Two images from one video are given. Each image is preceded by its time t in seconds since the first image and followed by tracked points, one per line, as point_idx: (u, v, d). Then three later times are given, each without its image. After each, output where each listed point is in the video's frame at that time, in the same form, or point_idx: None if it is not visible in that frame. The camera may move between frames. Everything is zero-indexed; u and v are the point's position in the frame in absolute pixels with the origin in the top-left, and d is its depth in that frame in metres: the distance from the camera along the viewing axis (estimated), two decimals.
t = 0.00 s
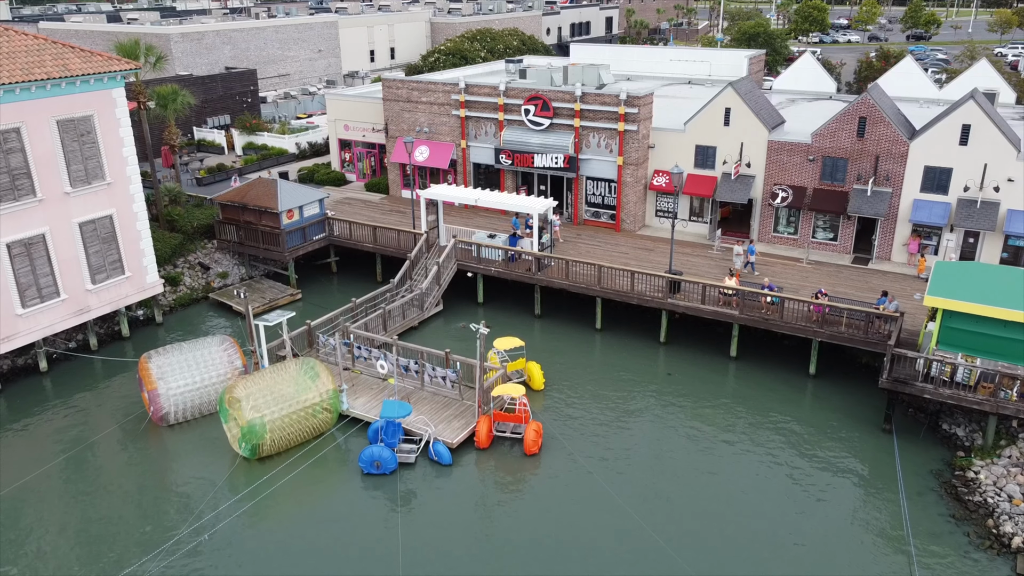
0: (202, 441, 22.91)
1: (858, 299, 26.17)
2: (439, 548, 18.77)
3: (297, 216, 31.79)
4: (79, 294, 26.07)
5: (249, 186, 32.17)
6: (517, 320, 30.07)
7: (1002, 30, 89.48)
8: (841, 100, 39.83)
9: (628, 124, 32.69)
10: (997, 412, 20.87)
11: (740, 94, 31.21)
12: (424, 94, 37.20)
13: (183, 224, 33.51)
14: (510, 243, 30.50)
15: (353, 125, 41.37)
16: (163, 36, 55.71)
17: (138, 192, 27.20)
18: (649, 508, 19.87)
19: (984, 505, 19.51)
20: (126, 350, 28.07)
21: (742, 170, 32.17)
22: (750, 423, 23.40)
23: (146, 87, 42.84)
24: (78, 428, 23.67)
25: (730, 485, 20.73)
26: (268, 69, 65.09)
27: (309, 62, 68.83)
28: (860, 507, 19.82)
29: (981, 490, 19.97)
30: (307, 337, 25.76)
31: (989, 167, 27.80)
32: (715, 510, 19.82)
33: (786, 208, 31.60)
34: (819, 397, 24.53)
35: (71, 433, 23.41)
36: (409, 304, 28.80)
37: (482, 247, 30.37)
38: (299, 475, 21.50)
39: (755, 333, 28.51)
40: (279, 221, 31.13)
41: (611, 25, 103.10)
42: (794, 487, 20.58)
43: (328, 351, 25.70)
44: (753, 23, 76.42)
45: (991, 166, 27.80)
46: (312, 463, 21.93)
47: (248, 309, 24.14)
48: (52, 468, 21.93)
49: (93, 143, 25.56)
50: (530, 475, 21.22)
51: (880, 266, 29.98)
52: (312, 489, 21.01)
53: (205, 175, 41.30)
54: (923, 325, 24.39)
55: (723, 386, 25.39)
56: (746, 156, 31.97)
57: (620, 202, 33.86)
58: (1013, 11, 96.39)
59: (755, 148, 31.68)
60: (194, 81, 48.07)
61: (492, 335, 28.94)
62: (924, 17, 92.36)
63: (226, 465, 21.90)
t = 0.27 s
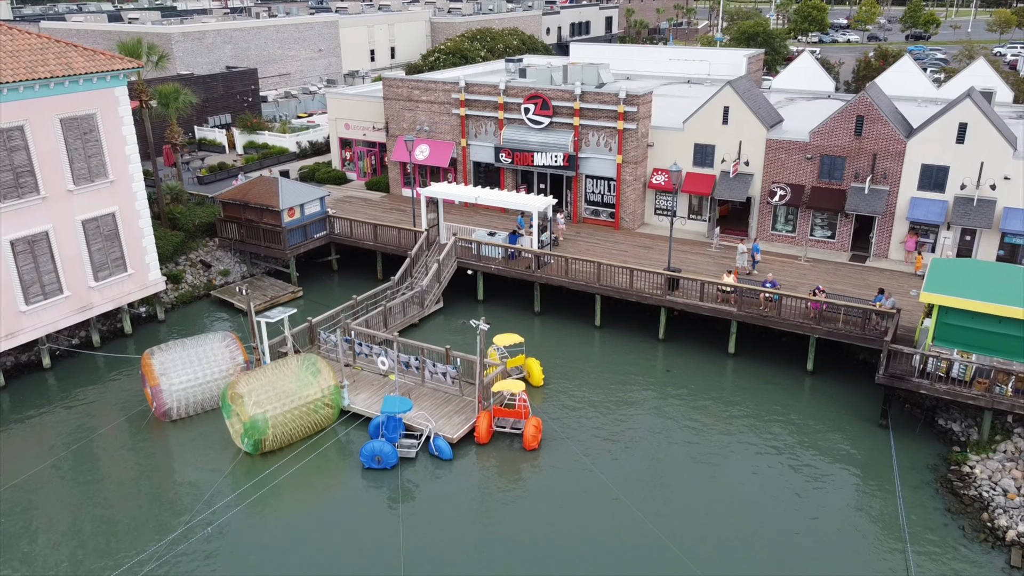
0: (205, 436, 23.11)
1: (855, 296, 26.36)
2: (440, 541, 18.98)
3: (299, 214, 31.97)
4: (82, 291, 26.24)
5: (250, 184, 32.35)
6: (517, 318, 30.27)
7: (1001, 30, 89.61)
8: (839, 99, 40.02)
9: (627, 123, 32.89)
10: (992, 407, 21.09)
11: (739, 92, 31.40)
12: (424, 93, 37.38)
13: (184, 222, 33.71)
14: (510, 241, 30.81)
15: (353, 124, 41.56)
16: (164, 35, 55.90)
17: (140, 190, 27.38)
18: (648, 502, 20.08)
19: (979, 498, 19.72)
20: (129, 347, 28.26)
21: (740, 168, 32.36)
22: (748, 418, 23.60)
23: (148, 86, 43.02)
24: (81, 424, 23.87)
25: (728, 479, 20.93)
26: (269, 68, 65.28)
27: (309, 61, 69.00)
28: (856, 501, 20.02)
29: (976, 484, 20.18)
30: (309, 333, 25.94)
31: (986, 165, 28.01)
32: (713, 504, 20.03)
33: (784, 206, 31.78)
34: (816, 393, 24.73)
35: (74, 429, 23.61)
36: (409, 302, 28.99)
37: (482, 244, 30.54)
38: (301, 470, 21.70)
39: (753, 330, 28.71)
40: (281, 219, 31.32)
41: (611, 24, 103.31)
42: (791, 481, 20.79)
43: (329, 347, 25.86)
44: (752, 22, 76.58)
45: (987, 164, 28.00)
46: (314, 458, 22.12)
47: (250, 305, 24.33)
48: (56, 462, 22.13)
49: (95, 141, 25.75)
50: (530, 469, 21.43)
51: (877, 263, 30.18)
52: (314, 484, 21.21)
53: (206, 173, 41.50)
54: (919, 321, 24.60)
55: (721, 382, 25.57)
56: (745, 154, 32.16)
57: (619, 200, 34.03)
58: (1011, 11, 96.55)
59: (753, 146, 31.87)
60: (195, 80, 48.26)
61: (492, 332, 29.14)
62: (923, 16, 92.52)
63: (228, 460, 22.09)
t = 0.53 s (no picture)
0: (204, 432, 23.28)
1: (849, 293, 26.61)
2: (438, 535, 19.19)
3: (297, 213, 32.17)
4: (81, 289, 26.39)
5: (248, 183, 32.50)
6: (514, 315, 30.47)
7: (996, 29, 89.94)
8: (834, 98, 40.27)
9: (623, 121, 33.11)
10: (983, 402, 21.36)
11: (734, 91, 31.64)
12: (421, 92, 37.58)
13: (183, 221, 33.88)
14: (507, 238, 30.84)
15: (351, 123, 41.74)
16: (163, 34, 56.04)
17: (139, 188, 27.54)
18: (644, 496, 20.30)
19: (970, 492, 19.98)
20: (128, 344, 28.43)
21: (736, 167, 32.60)
22: (743, 414, 23.83)
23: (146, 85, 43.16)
24: (81, 420, 24.05)
25: (722, 473, 21.16)
26: (267, 68, 65.43)
27: (307, 61, 69.14)
28: (849, 495, 20.26)
29: (967, 478, 20.44)
30: (307, 331, 26.12)
31: (979, 163, 28.30)
32: (707, 497, 20.26)
33: (779, 204, 32.02)
34: (810, 389, 24.97)
35: (74, 425, 23.78)
36: (407, 299, 29.19)
37: (480, 243, 30.75)
38: (300, 465, 21.88)
39: (748, 326, 28.94)
40: (279, 217, 31.49)
41: (608, 24, 103.61)
42: (785, 475, 21.03)
43: (328, 344, 26.01)
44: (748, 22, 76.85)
45: (980, 162, 28.29)
46: (312, 453, 22.32)
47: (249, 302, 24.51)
48: (56, 458, 22.31)
49: (95, 139, 25.91)
50: (527, 464, 21.65)
51: (871, 260, 30.42)
52: (313, 479, 21.40)
53: (204, 172, 41.66)
54: (912, 317, 24.85)
55: (716, 378, 25.80)
56: (740, 153, 32.39)
57: (616, 198, 34.25)
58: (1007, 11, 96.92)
59: (748, 145, 32.12)
60: (193, 79, 48.40)
61: (489, 329, 29.34)
62: (918, 16, 92.88)
63: (228, 455, 22.28)
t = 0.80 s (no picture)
0: (200, 430, 23.42)
1: (838, 289, 26.91)
2: (433, 529, 19.39)
3: (291, 212, 32.36)
4: (76, 287, 26.48)
5: (242, 182, 32.60)
6: (508, 313, 30.67)
7: (986, 29, 90.57)
8: (824, 97, 40.60)
9: (616, 120, 33.35)
10: (970, 396, 21.67)
11: (725, 90, 31.91)
12: (415, 92, 37.74)
13: (177, 220, 33.96)
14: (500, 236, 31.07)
15: (345, 122, 41.87)
16: (156, 34, 56.07)
17: (134, 187, 27.62)
18: (636, 490, 20.54)
19: (957, 484, 20.29)
20: (123, 343, 28.51)
21: (727, 165, 32.88)
22: (734, 409, 24.10)
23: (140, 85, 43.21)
24: (77, 418, 24.14)
25: (714, 468, 21.41)
26: (260, 67, 65.48)
27: (300, 61, 69.22)
28: (839, 488, 20.54)
29: (955, 470, 20.76)
30: (302, 329, 26.26)
31: (966, 161, 28.66)
32: (699, 491, 20.51)
33: (770, 202, 32.31)
34: (801, 384, 25.25)
35: (70, 423, 23.87)
36: (401, 297, 29.37)
37: (473, 241, 30.92)
38: (295, 462, 22.03)
39: (739, 323, 29.22)
40: (273, 216, 31.62)
41: (600, 24, 103.99)
42: (775, 469, 21.30)
43: (322, 342, 26.17)
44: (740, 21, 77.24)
45: (968, 160, 28.65)
46: (307, 450, 22.49)
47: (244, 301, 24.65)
48: (52, 456, 22.40)
49: (89, 139, 26.00)
50: (520, 459, 21.86)
51: (861, 258, 30.74)
52: (308, 475, 21.56)
53: (198, 172, 41.73)
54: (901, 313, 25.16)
55: (708, 374, 26.06)
56: (731, 151, 32.68)
57: (608, 197, 34.50)
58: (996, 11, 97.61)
59: (739, 143, 32.40)
60: (186, 79, 48.45)
61: (483, 327, 29.54)
62: (909, 16, 93.47)
63: (223, 452, 22.42)
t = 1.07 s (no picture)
0: (193, 427, 23.53)
1: (826, 285, 27.23)
2: (426, 524, 19.58)
3: (282, 211, 32.47)
4: (68, 286, 26.52)
5: (234, 181, 32.68)
6: (499, 310, 30.88)
7: (972, 29, 91.29)
8: (812, 96, 40.98)
9: (605, 119, 33.61)
10: (955, 389, 22.02)
11: (713, 89, 32.21)
12: (406, 91, 37.90)
13: (169, 219, 34.02)
14: (492, 234, 31.30)
15: (336, 122, 41.99)
16: (146, 34, 56.02)
17: (126, 187, 27.69)
18: (628, 483, 20.81)
19: (942, 476, 20.65)
20: (115, 341, 28.57)
21: (716, 163, 33.19)
22: (723, 404, 24.38)
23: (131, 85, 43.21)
24: (69, 416, 24.21)
25: (703, 461, 21.68)
26: (251, 67, 65.46)
27: (291, 60, 69.22)
28: (825, 480, 20.85)
29: (940, 462, 21.11)
30: (294, 327, 26.38)
31: (951, 158, 29.08)
32: (688, 484, 20.78)
33: (758, 199, 32.64)
34: (789, 379, 25.55)
35: (62, 421, 23.93)
36: (393, 295, 29.54)
37: (464, 239, 31.13)
38: (288, 458, 22.18)
39: (728, 319, 29.52)
40: (265, 215, 31.72)
41: (590, 23, 104.35)
42: (764, 462, 21.59)
43: (315, 340, 26.32)
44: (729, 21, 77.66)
45: (952, 157, 29.07)
46: (300, 446, 22.64)
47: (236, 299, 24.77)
48: (45, 453, 22.47)
49: (81, 138, 26.07)
50: (512, 454, 22.08)
51: (848, 254, 31.09)
52: (301, 471, 21.71)
53: (189, 171, 41.76)
54: (887, 308, 25.51)
55: (697, 370, 26.34)
56: (720, 149, 32.98)
57: (598, 195, 34.78)
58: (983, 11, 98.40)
59: (728, 142, 32.70)
60: (177, 79, 48.44)
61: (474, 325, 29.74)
62: (896, 15, 94.10)
63: (217, 449, 22.54)
